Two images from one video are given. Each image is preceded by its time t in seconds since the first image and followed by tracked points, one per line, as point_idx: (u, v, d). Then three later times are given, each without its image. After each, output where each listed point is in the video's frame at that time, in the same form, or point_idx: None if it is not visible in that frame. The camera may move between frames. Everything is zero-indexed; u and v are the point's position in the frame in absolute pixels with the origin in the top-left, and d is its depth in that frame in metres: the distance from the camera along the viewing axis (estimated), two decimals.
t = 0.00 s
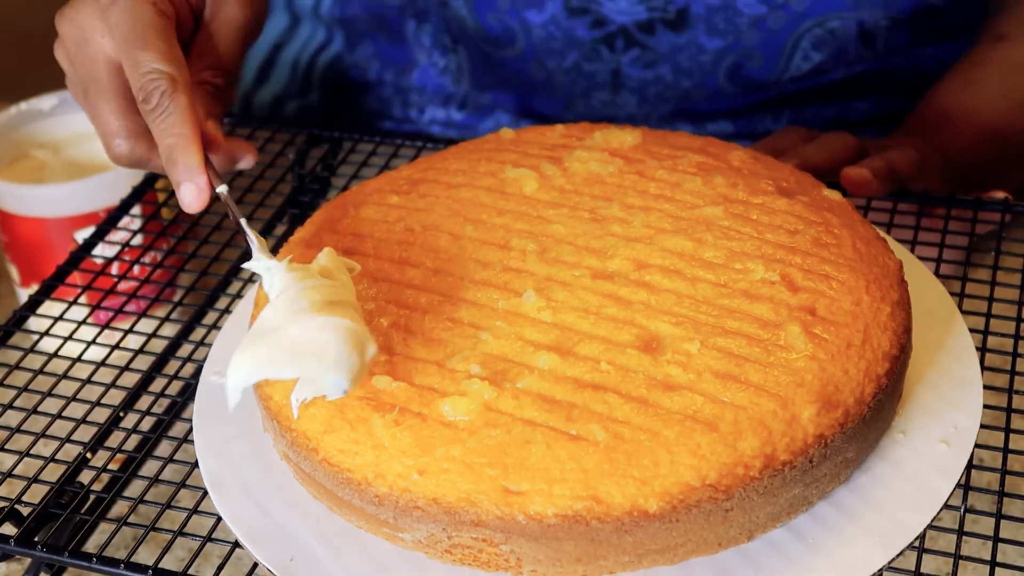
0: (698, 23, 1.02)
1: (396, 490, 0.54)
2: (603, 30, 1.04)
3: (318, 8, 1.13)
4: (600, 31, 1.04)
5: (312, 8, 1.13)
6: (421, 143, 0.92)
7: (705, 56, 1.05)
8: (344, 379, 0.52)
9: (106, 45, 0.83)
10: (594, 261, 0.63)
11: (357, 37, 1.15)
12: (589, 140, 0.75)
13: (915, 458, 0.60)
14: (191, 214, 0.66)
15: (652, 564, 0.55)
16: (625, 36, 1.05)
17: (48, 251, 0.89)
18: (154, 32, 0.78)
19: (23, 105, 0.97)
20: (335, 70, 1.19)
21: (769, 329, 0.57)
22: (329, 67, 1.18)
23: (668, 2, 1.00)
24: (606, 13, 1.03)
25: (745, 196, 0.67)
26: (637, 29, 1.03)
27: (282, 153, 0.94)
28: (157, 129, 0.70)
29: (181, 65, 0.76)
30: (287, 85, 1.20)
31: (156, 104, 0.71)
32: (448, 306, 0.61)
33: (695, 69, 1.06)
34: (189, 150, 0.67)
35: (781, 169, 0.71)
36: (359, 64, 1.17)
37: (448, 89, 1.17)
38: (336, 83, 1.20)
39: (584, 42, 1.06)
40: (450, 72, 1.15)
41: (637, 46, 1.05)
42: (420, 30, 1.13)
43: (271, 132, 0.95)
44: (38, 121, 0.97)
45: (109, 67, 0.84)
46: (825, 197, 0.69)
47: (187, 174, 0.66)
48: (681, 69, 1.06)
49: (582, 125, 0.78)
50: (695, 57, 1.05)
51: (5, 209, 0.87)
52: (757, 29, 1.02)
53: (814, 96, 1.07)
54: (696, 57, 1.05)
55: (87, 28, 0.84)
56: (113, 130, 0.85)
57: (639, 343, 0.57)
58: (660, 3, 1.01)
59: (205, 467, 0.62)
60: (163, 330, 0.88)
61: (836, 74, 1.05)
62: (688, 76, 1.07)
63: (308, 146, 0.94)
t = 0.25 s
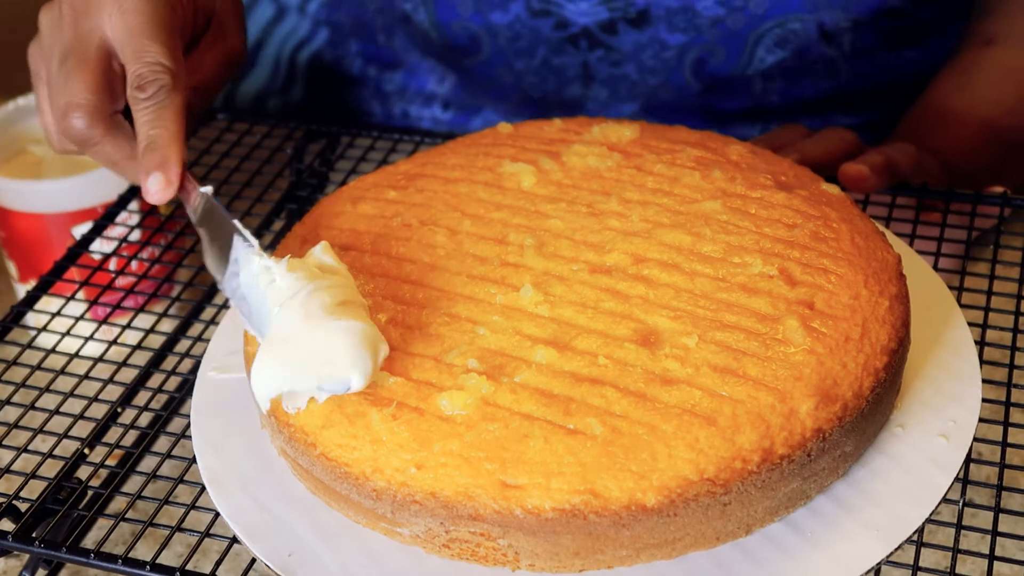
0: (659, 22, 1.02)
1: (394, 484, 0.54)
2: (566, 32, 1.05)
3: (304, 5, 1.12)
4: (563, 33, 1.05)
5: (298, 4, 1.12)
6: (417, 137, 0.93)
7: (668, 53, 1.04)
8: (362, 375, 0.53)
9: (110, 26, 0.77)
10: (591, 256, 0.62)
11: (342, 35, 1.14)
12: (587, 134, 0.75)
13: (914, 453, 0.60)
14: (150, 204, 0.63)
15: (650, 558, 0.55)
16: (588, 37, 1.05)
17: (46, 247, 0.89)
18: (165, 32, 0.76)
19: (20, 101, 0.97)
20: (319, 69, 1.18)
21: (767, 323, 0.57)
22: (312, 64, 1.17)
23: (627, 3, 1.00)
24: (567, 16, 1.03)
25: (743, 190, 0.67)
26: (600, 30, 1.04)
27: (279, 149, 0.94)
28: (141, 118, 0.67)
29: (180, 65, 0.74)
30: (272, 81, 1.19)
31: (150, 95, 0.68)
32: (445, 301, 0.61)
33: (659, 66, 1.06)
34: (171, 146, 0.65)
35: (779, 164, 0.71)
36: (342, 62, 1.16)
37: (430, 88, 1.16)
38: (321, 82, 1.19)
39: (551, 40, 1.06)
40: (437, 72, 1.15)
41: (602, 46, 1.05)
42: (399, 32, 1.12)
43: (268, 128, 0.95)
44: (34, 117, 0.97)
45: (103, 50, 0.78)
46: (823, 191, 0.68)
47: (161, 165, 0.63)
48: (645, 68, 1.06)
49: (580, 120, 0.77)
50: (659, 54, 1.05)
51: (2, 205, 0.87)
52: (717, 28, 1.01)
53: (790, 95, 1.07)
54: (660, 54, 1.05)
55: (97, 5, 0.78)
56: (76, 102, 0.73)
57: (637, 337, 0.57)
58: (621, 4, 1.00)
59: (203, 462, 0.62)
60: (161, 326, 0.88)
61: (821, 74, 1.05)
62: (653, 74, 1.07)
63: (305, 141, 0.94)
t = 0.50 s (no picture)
0: (637, 20, 1.02)
1: (393, 483, 0.55)
2: (546, 30, 1.05)
3: (289, 11, 1.13)
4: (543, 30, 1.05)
5: (282, 9, 1.13)
6: (416, 137, 0.93)
7: (648, 52, 1.05)
8: (338, 383, 0.54)
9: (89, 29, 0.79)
10: (590, 255, 0.63)
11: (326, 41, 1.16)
12: (585, 134, 0.75)
13: (912, 451, 0.60)
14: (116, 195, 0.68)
15: (649, 557, 0.55)
16: (569, 35, 1.05)
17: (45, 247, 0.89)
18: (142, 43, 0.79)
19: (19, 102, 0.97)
20: (304, 73, 1.19)
21: (765, 322, 0.57)
22: (298, 68, 1.18)
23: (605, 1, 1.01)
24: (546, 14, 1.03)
25: (741, 189, 0.67)
26: (580, 29, 1.04)
27: (277, 149, 0.94)
28: (113, 116, 0.71)
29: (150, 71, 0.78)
30: (254, 86, 1.20)
31: (124, 97, 0.72)
32: (444, 300, 0.61)
33: (640, 62, 1.06)
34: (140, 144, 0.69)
35: (776, 162, 0.71)
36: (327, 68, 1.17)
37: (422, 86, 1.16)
38: (304, 86, 1.20)
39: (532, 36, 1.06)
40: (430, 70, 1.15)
41: (581, 43, 1.05)
42: (381, 41, 1.13)
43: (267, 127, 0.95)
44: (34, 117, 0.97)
45: (75, 48, 0.80)
46: (820, 190, 0.69)
47: (127, 160, 0.68)
48: (627, 64, 1.06)
49: (578, 119, 0.78)
50: (639, 53, 1.05)
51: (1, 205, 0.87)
52: (698, 23, 1.01)
53: (777, 90, 1.07)
54: (640, 53, 1.05)
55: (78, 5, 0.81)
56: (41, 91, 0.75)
57: (636, 336, 0.57)
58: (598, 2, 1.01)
59: (202, 461, 0.62)
60: (160, 326, 0.88)
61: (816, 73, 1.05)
62: (634, 68, 1.06)
63: (304, 141, 0.94)
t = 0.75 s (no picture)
0: (622, 14, 1.01)
1: (393, 482, 0.55)
2: (532, 27, 1.04)
3: (274, 17, 1.14)
4: (529, 27, 1.04)
5: (267, 16, 1.14)
6: (415, 137, 0.93)
7: (635, 44, 1.03)
8: (326, 381, 0.55)
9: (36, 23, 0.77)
10: (589, 254, 0.63)
11: (313, 47, 1.15)
12: (584, 133, 0.75)
13: (912, 450, 0.60)
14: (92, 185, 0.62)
15: (649, 556, 0.56)
16: (555, 31, 1.04)
17: (46, 247, 0.89)
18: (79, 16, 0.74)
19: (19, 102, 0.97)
20: (293, 79, 1.18)
21: (764, 321, 0.58)
22: (287, 73, 1.17)
23: None
24: (532, 12, 1.02)
25: (740, 188, 0.67)
26: (566, 23, 1.03)
27: (277, 149, 0.94)
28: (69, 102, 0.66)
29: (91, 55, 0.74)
30: (243, 91, 1.19)
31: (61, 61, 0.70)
32: (445, 299, 0.61)
33: (627, 54, 1.04)
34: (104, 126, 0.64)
35: (776, 161, 0.71)
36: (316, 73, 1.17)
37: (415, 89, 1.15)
38: (294, 91, 1.19)
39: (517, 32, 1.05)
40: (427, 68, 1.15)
41: (568, 38, 1.04)
42: (370, 47, 1.14)
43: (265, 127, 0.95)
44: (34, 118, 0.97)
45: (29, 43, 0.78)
46: (820, 188, 0.69)
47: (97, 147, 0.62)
48: (615, 57, 1.05)
49: (577, 118, 0.78)
50: (626, 45, 1.04)
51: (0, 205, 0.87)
52: (683, 16, 1.00)
53: (774, 88, 1.06)
54: (627, 46, 1.04)
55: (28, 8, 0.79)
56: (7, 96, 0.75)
57: (635, 335, 0.57)
58: None
59: (203, 461, 0.62)
60: (160, 325, 0.88)
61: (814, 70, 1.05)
62: (623, 60, 1.05)
63: (304, 140, 0.94)
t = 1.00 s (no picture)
0: (620, 18, 1.00)
1: (395, 487, 0.55)
2: (528, 31, 1.03)
3: (270, 24, 1.14)
4: (526, 32, 1.03)
5: (263, 23, 1.14)
6: (417, 141, 0.93)
7: (631, 47, 1.03)
8: (328, 385, 0.54)
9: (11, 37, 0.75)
10: (591, 259, 0.63)
11: (310, 53, 1.16)
12: (586, 137, 0.75)
13: (912, 454, 0.60)
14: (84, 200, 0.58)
15: (651, 560, 0.56)
16: (552, 35, 1.03)
17: (47, 251, 0.89)
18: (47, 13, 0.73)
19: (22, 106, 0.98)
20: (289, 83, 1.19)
21: (766, 326, 0.58)
22: (283, 77, 1.18)
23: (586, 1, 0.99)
24: (528, 16, 1.01)
25: (741, 192, 0.67)
26: (563, 28, 1.02)
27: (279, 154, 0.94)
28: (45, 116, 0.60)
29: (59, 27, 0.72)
30: (239, 95, 1.20)
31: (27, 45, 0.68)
32: (447, 304, 0.61)
33: (624, 57, 1.04)
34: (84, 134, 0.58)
35: (777, 166, 0.71)
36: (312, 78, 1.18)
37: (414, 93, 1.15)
38: (291, 95, 1.20)
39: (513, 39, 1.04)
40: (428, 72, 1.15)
41: (565, 41, 1.03)
42: (365, 52, 1.13)
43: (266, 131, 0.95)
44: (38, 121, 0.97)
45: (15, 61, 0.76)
46: (820, 193, 0.69)
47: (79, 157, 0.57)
48: (612, 58, 1.04)
49: (579, 123, 0.78)
50: (622, 48, 1.03)
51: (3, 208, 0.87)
52: (679, 20, 1.00)
53: (773, 92, 1.07)
54: (623, 48, 1.03)
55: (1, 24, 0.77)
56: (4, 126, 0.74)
57: (637, 340, 0.57)
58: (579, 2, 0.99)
59: (205, 465, 0.62)
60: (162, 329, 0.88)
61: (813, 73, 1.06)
62: (620, 62, 1.04)
63: (305, 144, 0.94)
